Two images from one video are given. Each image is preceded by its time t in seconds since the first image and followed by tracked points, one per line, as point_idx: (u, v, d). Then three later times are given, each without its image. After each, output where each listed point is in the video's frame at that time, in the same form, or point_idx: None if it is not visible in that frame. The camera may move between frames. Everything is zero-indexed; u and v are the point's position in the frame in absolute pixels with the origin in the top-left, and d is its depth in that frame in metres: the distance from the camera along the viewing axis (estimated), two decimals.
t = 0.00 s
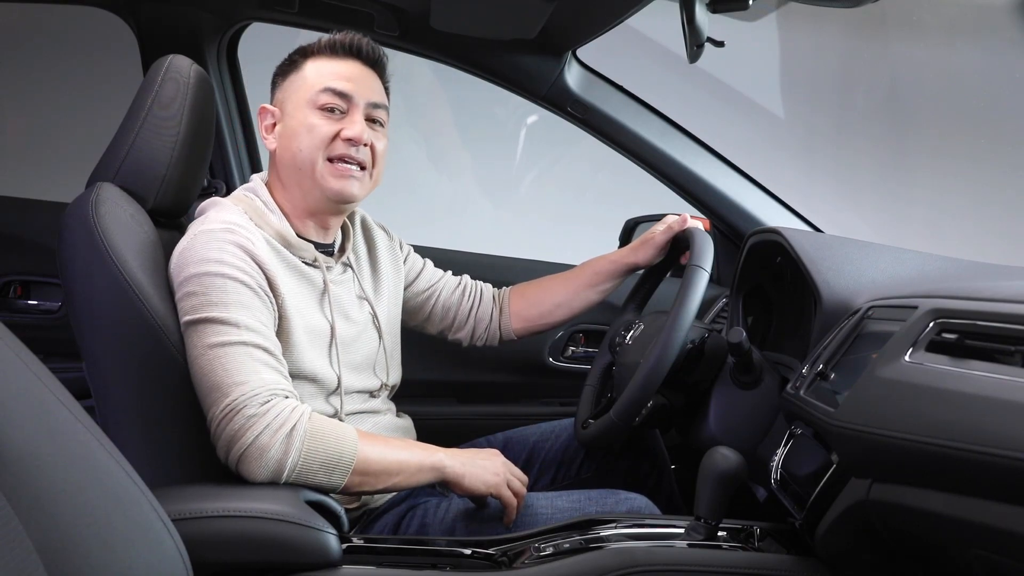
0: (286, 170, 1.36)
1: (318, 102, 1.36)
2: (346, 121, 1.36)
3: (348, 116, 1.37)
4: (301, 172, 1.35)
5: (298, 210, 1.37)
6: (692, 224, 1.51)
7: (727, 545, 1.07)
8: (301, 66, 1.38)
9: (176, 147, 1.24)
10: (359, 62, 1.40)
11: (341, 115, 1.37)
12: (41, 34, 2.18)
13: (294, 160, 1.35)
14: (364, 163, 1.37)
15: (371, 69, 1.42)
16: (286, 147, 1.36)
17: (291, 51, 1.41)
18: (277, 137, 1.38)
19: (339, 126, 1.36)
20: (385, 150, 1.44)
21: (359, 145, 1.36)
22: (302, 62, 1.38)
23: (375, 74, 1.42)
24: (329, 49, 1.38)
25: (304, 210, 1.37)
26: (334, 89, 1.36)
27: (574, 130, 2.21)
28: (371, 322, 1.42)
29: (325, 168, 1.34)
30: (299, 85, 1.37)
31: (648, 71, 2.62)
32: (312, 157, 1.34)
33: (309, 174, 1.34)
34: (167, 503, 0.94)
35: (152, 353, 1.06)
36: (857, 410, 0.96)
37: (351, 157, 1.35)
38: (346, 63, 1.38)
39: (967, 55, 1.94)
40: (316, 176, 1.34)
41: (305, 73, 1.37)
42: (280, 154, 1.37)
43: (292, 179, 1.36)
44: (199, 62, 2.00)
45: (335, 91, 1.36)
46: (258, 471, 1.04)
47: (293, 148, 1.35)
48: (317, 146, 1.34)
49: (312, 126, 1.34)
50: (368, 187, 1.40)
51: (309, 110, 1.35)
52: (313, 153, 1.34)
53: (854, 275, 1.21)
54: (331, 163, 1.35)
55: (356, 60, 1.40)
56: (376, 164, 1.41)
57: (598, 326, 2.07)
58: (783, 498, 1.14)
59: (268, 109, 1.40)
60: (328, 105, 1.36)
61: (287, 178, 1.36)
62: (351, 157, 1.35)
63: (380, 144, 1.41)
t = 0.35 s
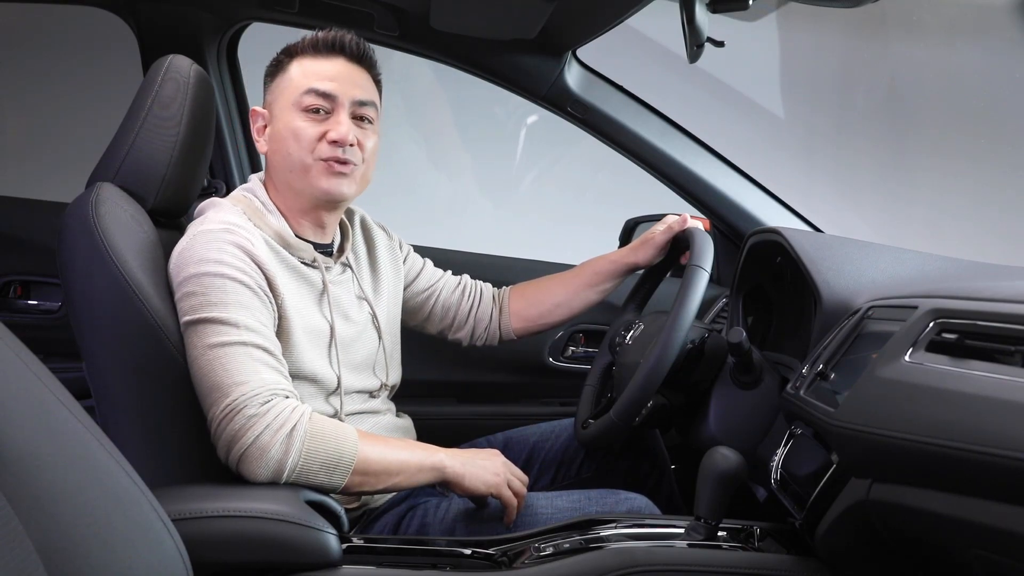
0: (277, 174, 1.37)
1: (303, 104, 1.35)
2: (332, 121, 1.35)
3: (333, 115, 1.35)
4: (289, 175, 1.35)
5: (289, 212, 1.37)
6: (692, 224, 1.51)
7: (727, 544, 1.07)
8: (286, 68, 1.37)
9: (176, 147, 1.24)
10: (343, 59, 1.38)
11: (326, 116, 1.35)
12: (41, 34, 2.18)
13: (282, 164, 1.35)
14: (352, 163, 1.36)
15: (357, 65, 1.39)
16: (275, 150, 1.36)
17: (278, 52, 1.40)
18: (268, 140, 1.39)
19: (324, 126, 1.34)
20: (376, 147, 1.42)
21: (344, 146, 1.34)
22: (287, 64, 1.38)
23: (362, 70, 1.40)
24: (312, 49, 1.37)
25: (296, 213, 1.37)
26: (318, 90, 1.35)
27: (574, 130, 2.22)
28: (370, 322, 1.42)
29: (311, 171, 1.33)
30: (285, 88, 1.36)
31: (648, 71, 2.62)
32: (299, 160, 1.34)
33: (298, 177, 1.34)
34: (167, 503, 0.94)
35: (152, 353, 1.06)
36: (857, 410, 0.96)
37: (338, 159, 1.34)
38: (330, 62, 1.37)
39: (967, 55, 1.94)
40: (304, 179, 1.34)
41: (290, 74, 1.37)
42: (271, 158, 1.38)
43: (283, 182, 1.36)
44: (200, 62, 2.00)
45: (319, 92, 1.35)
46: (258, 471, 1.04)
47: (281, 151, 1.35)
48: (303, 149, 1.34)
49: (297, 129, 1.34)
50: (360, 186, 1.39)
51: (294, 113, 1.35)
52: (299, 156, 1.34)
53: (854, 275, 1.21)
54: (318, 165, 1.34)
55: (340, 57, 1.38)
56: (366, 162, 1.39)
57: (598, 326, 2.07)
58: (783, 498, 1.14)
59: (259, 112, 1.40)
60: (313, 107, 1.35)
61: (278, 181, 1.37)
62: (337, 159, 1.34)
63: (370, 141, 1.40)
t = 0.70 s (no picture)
0: (273, 175, 1.37)
1: (297, 103, 1.35)
2: (326, 120, 1.35)
3: (327, 115, 1.35)
4: (285, 176, 1.35)
5: (286, 213, 1.37)
6: (692, 224, 1.51)
7: (727, 545, 1.07)
8: (280, 68, 1.38)
9: (176, 147, 1.24)
10: (337, 58, 1.38)
11: (320, 115, 1.35)
12: (42, 34, 2.18)
13: (279, 164, 1.35)
14: (348, 161, 1.35)
15: (350, 62, 1.39)
16: (272, 151, 1.37)
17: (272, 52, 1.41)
18: (264, 141, 1.39)
19: (319, 126, 1.34)
20: (372, 145, 1.41)
21: (339, 145, 1.34)
22: (281, 64, 1.38)
23: (355, 68, 1.40)
24: (305, 47, 1.37)
25: (293, 213, 1.37)
26: (312, 89, 1.35)
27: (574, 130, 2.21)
28: (370, 322, 1.42)
29: (307, 171, 1.33)
30: (279, 88, 1.37)
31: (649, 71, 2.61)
32: (294, 160, 1.34)
33: (294, 177, 1.34)
34: (167, 503, 0.94)
35: (152, 353, 1.06)
36: (857, 410, 0.96)
37: (333, 158, 1.34)
38: (323, 61, 1.37)
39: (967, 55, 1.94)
40: (300, 179, 1.33)
41: (285, 74, 1.37)
42: (267, 159, 1.38)
43: (279, 183, 1.36)
44: (200, 62, 2.00)
45: (313, 91, 1.35)
46: (258, 472, 1.04)
47: (277, 152, 1.35)
48: (298, 149, 1.34)
49: (292, 130, 1.34)
50: (356, 184, 1.39)
51: (288, 112, 1.35)
52: (295, 156, 1.34)
53: (854, 275, 1.21)
54: (313, 165, 1.34)
55: (333, 56, 1.38)
56: (362, 160, 1.39)
57: (598, 326, 2.07)
58: (783, 498, 1.14)
59: (255, 113, 1.41)
60: (307, 106, 1.35)
61: (274, 183, 1.37)
62: (333, 158, 1.33)
63: (365, 139, 1.39)
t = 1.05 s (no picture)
0: (270, 181, 1.37)
1: (293, 111, 1.34)
2: (324, 129, 1.35)
3: (325, 123, 1.35)
4: (282, 183, 1.35)
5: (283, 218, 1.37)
6: (692, 224, 1.51)
7: (727, 545, 1.07)
8: (277, 71, 1.36)
9: (176, 147, 1.24)
10: (335, 63, 1.36)
11: (317, 123, 1.35)
12: (42, 34, 2.18)
13: (275, 172, 1.35)
14: (345, 172, 1.36)
15: (348, 67, 1.38)
16: (268, 156, 1.36)
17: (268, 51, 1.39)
18: (261, 143, 1.39)
19: (316, 135, 1.34)
20: (368, 151, 1.42)
21: (337, 156, 1.34)
22: (279, 67, 1.36)
23: (352, 72, 1.38)
24: (302, 52, 1.35)
25: (288, 219, 1.37)
26: (309, 97, 1.34)
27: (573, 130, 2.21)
28: (369, 322, 1.42)
29: (305, 181, 1.33)
30: (276, 93, 1.36)
31: (648, 71, 2.61)
32: (292, 170, 1.34)
33: (290, 186, 1.34)
34: (167, 503, 0.94)
35: (152, 353, 1.06)
36: (857, 410, 0.96)
37: (331, 169, 1.34)
38: (321, 67, 1.35)
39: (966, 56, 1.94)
40: (298, 188, 1.34)
41: (282, 79, 1.36)
42: (263, 164, 1.38)
43: (275, 190, 1.36)
44: (200, 62, 2.00)
45: (311, 99, 1.34)
46: (298, 467, 1.07)
47: (273, 158, 1.35)
48: (296, 159, 1.34)
49: (290, 139, 1.34)
50: (352, 191, 1.40)
51: (286, 120, 1.35)
52: (292, 166, 1.34)
53: (854, 276, 1.21)
54: (310, 175, 1.34)
55: (331, 61, 1.36)
56: (358, 168, 1.40)
57: (598, 326, 2.07)
58: (783, 498, 1.14)
59: (251, 113, 1.41)
60: (304, 114, 1.34)
61: (271, 188, 1.37)
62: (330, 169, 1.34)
63: (361, 146, 1.40)
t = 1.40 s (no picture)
0: (269, 179, 1.37)
1: (292, 109, 1.35)
2: (321, 126, 1.35)
3: (323, 120, 1.35)
4: (280, 181, 1.35)
5: (283, 217, 1.37)
6: (692, 224, 1.51)
7: (727, 545, 1.07)
8: (274, 69, 1.36)
9: (176, 147, 1.24)
10: (331, 59, 1.37)
11: (315, 121, 1.35)
12: (42, 34, 2.18)
13: (274, 170, 1.36)
14: (344, 168, 1.36)
15: (345, 64, 1.38)
16: (266, 155, 1.37)
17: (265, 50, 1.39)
18: (259, 142, 1.39)
19: (314, 132, 1.35)
20: (367, 148, 1.42)
21: (335, 152, 1.35)
22: (275, 65, 1.36)
23: (350, 69, 1.39)
24: (298, 50, 1.35)
25: (288, 217, 1.37)
26: (306, 94, 1.34)
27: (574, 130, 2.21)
28: (368, 322, 1.42)
29: (304, 178, 1.34)
30: (273, 91, 1.36)
31: (648, 71, 2.61)
32: (290, 167, 1.34)
33: (290, 183, 1.35)
34: (167, 503, 0.94)
35: (151, 353, 1.06)
36: (857, 410, 0.96)
37: (330, 165, 1.35)
38: (318, 64, 1.35)
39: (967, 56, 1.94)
40: (297, 186, 1.34)
41: (279, 77, 1.36)
42: (262, 163, 1.38)
43: (274, 188, 1.36)
44: (200, 62, 2.00)
45: (308, 96, 1.34)
46: (266, 463, 1.06)
47: (271, 156, 1.36)
48: (294, 156, 1.34)
49: (288, 137, 1.34)
50: (352, 188, 1.40)
51: (283, 118, 1.35)
52: (291, 163, 1.34)
53: (854, 276, 1.21)
54: (309, 171, 1.34)
55: (328, 57, 1.36)
56: (358, 164, 1.40)
57: (598, 326, 2.07)
58: (783, 498, 1.14)
59: (249, 113, 1.41)
60: (302, 112, 1.35)
61: (270, 186, 1.37)
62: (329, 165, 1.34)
63: (360, 143, 1.40)
